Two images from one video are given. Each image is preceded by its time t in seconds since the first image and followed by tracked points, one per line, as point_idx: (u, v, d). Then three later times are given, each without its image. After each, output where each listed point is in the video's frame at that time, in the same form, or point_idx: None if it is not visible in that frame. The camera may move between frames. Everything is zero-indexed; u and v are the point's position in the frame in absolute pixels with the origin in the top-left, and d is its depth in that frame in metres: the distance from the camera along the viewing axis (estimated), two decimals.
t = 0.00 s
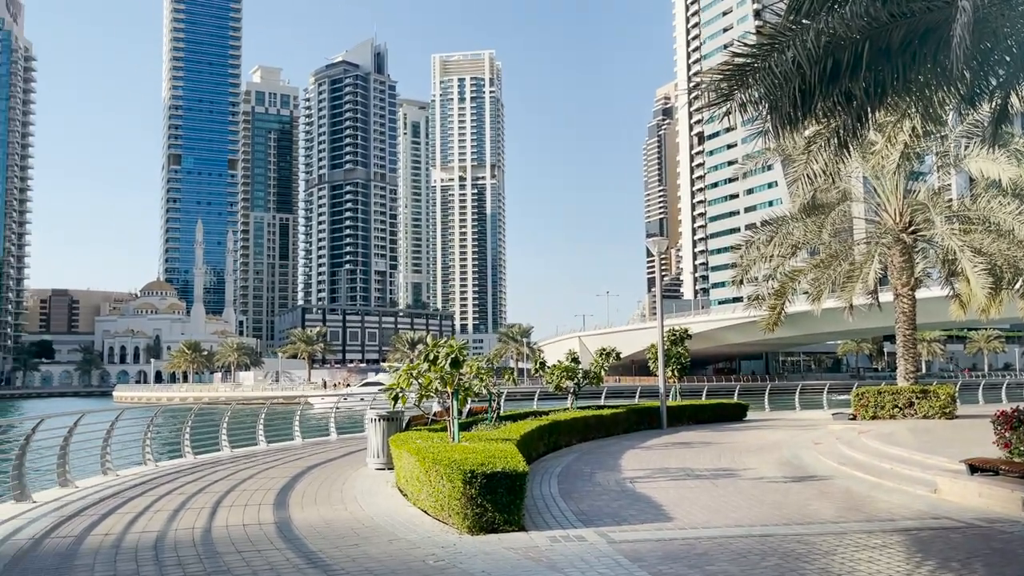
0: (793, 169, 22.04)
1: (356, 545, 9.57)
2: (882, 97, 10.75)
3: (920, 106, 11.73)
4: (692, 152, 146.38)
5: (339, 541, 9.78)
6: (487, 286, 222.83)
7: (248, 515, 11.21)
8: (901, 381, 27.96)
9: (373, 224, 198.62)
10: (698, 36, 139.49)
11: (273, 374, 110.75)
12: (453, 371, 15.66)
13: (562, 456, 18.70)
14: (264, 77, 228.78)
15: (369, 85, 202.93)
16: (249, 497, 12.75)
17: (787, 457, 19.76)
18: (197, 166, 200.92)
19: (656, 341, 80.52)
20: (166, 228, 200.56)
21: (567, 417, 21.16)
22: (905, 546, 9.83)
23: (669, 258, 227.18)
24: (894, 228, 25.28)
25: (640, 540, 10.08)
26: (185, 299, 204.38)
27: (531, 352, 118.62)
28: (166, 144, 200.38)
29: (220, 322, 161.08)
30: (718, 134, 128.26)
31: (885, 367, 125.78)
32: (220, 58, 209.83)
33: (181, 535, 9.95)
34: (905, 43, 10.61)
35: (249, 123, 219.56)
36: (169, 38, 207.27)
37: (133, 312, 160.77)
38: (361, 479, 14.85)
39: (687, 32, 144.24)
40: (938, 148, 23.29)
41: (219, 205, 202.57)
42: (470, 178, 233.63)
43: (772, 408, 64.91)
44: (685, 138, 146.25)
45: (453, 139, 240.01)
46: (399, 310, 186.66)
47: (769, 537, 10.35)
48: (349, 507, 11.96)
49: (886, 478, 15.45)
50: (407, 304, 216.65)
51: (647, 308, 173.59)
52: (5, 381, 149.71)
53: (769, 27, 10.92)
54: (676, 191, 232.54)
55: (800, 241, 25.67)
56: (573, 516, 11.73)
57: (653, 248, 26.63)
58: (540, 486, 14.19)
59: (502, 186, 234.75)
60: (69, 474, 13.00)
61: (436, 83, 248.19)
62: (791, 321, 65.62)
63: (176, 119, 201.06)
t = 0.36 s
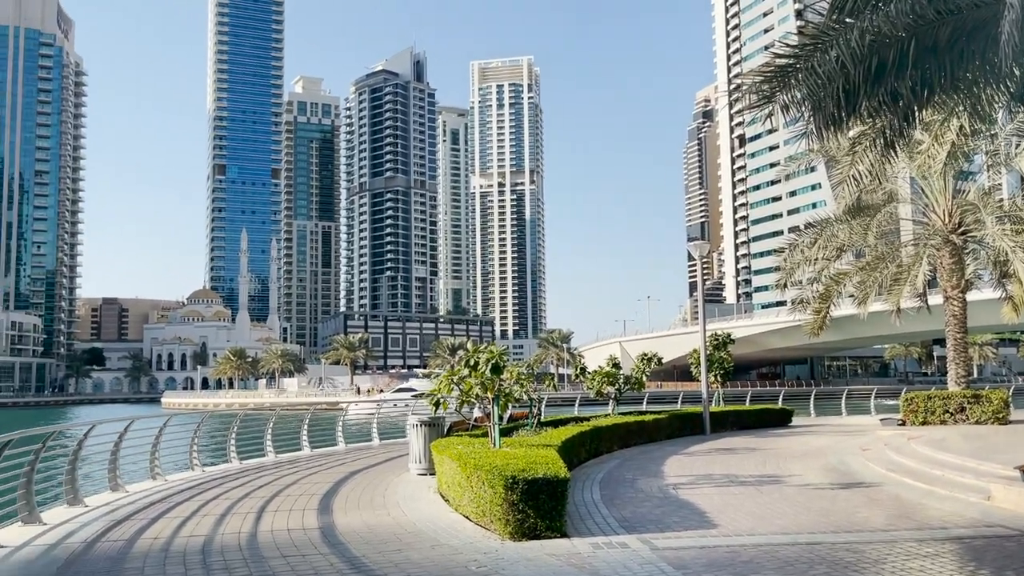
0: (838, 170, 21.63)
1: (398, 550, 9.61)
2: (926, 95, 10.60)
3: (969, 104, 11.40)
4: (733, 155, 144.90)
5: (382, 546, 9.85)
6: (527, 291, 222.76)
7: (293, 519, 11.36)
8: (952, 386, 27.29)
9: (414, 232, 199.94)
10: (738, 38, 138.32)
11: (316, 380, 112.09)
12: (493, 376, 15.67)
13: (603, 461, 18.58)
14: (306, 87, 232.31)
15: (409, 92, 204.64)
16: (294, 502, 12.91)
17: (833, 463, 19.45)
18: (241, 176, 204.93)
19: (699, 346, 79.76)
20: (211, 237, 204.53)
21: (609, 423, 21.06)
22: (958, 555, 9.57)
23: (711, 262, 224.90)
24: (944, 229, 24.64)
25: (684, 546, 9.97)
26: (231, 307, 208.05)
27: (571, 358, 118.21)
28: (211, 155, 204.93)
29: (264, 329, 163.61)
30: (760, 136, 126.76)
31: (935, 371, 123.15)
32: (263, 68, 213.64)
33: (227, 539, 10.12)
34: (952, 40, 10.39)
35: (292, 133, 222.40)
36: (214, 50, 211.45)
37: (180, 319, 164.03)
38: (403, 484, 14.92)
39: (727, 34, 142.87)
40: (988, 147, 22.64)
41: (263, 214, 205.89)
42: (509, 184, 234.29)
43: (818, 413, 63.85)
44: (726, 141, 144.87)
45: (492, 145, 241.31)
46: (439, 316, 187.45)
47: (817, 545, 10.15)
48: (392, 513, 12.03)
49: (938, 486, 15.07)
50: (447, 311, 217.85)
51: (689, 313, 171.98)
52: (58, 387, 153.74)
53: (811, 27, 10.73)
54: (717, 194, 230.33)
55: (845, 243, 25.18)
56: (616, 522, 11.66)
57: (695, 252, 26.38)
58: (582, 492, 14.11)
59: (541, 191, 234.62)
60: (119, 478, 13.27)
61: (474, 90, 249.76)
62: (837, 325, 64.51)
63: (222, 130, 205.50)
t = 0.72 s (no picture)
0: (891, 172, 21.11)
1: (449, 557, 9.63)
2: (984, 92, 10.30)
3: None
4: (782, 157, 142.66)
5: (430, 554, 9.89)
6: (574, 297, 221.85)
7: (344, 526, 11.47)
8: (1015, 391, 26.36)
9: (460, 240, 200.92)
10: (786, 39, 136.35)
11: (365, 387, 113.30)
12: (540, 384, 15.60)
13: (654, 470, 18.34)
14: (353, 99, 235.79)
15: (455, 102, 205.94)
16: (345, 509, 13.04)
17: (891, 471, 18.92)
18: (291, 187, 208.79)
19: (749, 352, 78.59)
20: (263, 248, 208.61)
21: (658, 430, 20.84)
22: None
23: (761, 266, 221.59)
24: (1003, 231, 23.68)
25: (737, 556, 9.79)
26: (282, 316, 211.64)
27: (619, 365, 117.36)
28: (262, 168, 209.27)
29: (315, 338, 165.99)
30: (809, 138, 124.64)
31: (997, 376, 119.35)
32: (311, 81, 217.47)
33: (280, 546, 10.27)
34: (1010, 37, 10.05)
35: (340, 144, 226.16)
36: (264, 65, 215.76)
37: (234, 328, 167.35)
38: (453, 491, 14.92)
39: (775, 35, 140.89)
40: None
41: (312, 224, 209.38)
42: (555, 190, 233.98)
43: (874, 419, 62.40)
44: (774, 143, 142.72)
45: (538, 153, 241.73)
46: (486, 324, 187.90)
47: (874, 556, 9.88)
48: (441, 520, 12.07)
49: (1001, 495, 14.55)
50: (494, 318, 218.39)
51: (739, 318, 169.85)
52: (118, 396, 158.14)
53: (862, 25, 10.49)
54: (766, 197, 227.05)
55: (899, 246, 24.55)
56: (667, 531, 11.50)
57: (745, 256, 26.04)
58: (631, 501, 13.96)
59: (587, 197, 233.87)
60: (177, 486, 13.59)
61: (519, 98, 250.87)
62: (892, 330, 63.03)
63: (272, 143, 209.74)
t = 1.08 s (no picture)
0: (947, 173, 20.42)
1: (498, 568, 9.62)
2: None
3: None
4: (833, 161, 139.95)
5: (481, 563, 9.88)
6: (622, 305, 220.34)
7: (395, 535, 11.56)
8: None
9: (507, 250, 201.38)
10: (836, 41, 133.97)
11: (414, 397, 114.09)
12: (589, 393, 15.50)
13: (705, 480, 18.08)
14: (399, 112, 238.65)
15: (500, 112, 207.64)
16: (395, 518, 13.12)
17: (953, 482, 18.30)
18: (340, 201, 211.98)
19: (802, 359, 77.12)
20: (313, 260, 211.86)
21: (709, 440, 20.53)
22: None
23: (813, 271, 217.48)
24: None
25: (792, 567, 9.58)
26: (333, 326, 214.56)
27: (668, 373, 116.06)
28: (311, 182, 213.00)
29: (365, 348, 167.86)
30: (861, 141, 122.11)
31: None
32: (359, 95, 220.73)
33: (332, 555, 10.37)
34: None
35: (388, 156, 229.36)
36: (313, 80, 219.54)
37: (285, 339, 170.04)
38: (503, 501, 14.91)
39: (824, 38, 138.79)
40: None
41: (361, 236, 212.27)
42: (601, 199, 233.29)
43: (933, 428, 60.70)
44: (825, 147, 140.14)
45: (584, 161, 241.34)
46: (533, 332, 187.59)
47: (937, 569, 9.56)
48: (491, 530, 12.06)
49: None
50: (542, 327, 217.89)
51: (791, 325, 167.02)
52: (175, 407, 161.98)
53: (915, 25, 10.26)
54: (817, 201, 222.88)
55: (958, 249, 23.64)
56: (720, 542, 11.30)
57: (796, 262, 25.54)
58: (683, 512, 13.74)
59: (634, 204, 232.45)
60: (232, 495, 13.83)
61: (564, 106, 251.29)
62: (951, 335, 61.27)
63: (321, 157, 213.39)
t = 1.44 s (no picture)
0: (1004, 178, 19.77)
1: None
2: None
3: None
4: (884, 167, 137.02)
5: None
6: (669, 315, 218.18)
7: (444, 548, 11.59)
8: None
9: (552, 261, 201.13)
10: (886, 44, 131.39)
11: (462, 409, 114.36)
12: (637, 406, 15.39)
13: (757, 493, 17.74)
14: (444, 126, 240.65)
15: (543, 125, 208.14)
16: (443, 530, 13.15)
17: (1016, 495, 17.69)
18: (387, 215, 214.30)
19: (855, 369, 75.48)
20: (361, 275, 214.23)
21: (760, 452, 20.17)
22: None
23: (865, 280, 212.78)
24: None
25: None
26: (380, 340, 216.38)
27: (718, 385, 114.45)
28: (358, 197, 215.76)
29: (412, 360, 168.98)
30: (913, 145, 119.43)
31: None
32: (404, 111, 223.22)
33: (382, 567, 10.45)
34: None
35: (433, 171, 231.36)
36: (359, 97, 222.54)
37: (334, 353, 172.16)
38: (551, 514, 14.85)
39: (873, 43, 136.48)
40: None
41: (407, 250, 214.57)
42: (646, 209, 231.47)
43: (994, 439, 58.79)
44: (876, 153, 137.34)
45: (628, 173, 240.27)
46: (579, 344, 186.81)
47: None
48: (540, 543, 12.00)
49: None
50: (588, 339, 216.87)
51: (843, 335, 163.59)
52: (227, 421, 164.69)
53: (967, 27, 9.95)
54: (867, 208, 218.37)
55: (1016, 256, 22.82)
56: (773, 557, 11.08)
57: (847, 270, 25.01)
58: (735, 525, 13.54)
59: (680, 215, 230.42)
60: (283, 508, 13.99)
61: (608, 117, 250.70)
62: (1011, 344, 59.41)
63: (367, 172, 216.18)
